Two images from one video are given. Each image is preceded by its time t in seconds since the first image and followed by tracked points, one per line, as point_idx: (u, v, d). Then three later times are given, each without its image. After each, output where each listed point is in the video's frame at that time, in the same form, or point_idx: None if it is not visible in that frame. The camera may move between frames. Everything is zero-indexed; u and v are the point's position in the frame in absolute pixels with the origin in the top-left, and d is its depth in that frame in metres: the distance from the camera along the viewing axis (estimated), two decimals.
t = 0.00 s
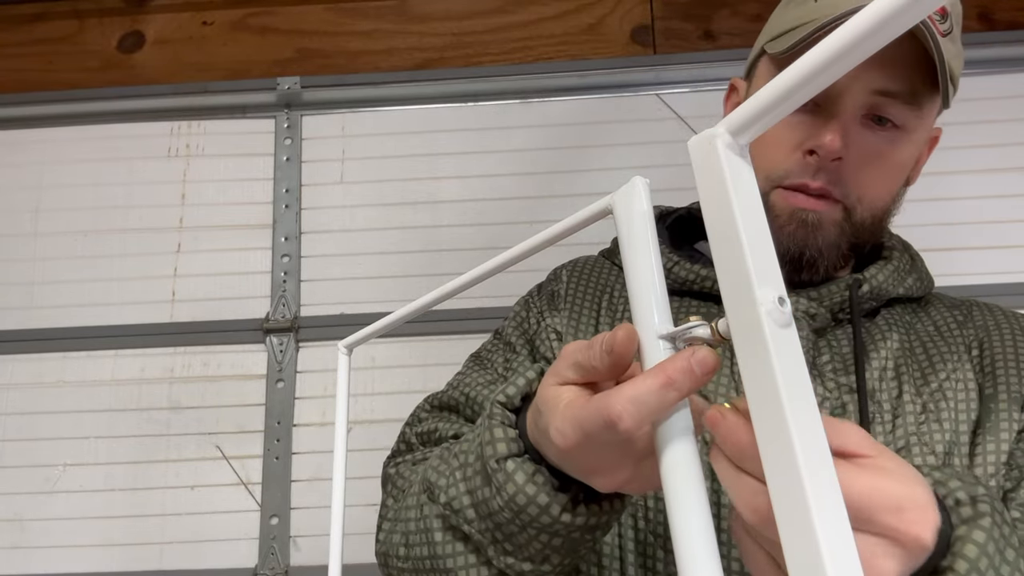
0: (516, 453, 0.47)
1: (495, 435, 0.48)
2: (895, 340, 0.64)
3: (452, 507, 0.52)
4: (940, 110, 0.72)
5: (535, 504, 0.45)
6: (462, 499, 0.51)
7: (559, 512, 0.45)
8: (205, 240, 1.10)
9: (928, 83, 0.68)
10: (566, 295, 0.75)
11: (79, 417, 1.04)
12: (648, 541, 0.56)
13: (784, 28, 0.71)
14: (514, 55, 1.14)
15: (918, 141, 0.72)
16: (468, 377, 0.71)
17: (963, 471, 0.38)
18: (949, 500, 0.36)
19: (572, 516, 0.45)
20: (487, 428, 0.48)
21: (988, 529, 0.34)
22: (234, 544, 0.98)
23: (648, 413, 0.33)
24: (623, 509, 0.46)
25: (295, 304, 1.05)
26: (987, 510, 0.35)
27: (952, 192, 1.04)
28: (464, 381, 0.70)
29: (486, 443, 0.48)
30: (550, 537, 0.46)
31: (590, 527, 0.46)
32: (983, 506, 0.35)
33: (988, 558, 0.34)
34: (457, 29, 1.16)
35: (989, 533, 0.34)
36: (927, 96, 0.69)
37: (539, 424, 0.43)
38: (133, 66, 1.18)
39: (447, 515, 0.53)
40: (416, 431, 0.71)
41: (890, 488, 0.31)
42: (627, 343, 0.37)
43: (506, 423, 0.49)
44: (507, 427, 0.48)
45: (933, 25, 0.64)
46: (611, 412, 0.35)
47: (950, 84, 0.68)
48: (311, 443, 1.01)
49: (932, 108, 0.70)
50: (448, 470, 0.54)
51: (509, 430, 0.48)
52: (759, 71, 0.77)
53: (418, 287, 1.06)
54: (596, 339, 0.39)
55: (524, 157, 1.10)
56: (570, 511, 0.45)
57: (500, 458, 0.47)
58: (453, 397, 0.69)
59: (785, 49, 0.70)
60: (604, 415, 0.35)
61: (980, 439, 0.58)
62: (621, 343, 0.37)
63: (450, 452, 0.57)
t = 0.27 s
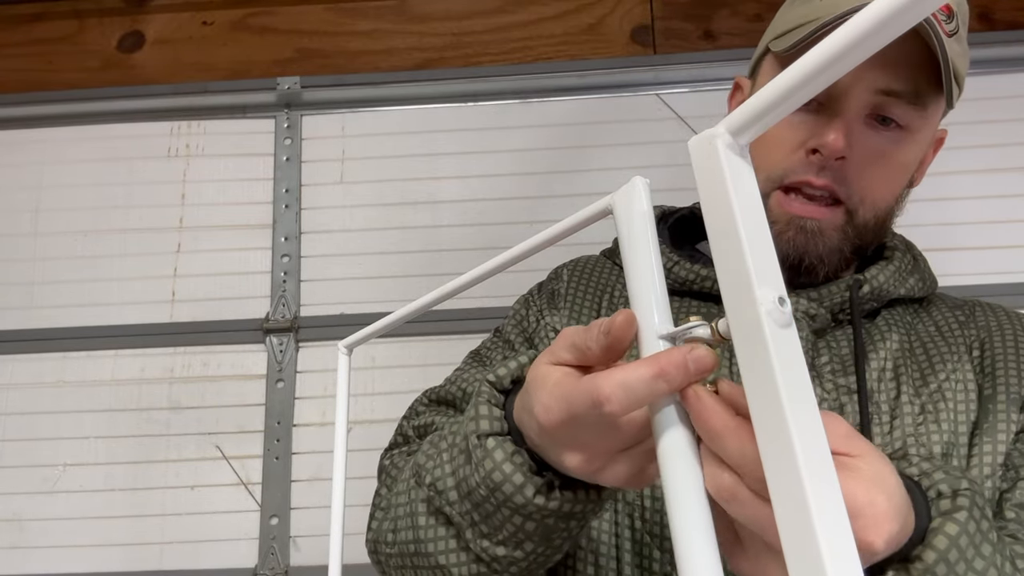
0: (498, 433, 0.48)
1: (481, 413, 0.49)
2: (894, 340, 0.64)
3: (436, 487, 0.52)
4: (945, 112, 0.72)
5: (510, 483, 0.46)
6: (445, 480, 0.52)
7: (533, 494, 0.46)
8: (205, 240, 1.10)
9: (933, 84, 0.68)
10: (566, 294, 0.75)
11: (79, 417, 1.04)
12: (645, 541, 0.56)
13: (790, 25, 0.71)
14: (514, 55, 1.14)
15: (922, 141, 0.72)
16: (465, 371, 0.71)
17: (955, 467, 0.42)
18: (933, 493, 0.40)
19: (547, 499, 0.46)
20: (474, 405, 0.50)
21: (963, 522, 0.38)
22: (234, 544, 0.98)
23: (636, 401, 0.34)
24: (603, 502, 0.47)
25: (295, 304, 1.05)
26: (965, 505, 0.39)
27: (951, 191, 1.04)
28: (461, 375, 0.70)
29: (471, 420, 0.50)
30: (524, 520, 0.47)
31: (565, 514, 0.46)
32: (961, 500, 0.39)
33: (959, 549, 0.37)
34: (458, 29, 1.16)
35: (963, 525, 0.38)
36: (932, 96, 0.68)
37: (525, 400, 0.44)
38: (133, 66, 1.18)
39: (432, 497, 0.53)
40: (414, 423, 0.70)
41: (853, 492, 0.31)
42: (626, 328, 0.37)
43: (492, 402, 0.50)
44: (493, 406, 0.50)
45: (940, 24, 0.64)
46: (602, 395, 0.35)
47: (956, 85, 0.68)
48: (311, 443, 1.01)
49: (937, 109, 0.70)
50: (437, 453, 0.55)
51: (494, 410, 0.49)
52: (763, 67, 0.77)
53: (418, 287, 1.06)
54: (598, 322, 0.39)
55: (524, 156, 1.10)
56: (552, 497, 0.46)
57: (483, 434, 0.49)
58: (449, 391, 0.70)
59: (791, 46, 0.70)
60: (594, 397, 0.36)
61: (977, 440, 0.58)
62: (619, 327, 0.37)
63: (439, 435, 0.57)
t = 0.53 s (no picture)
0: (493, 431, 0.48)
1: (477, 411, 0.50)
2: (891, 341, 0.64)
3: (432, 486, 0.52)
4: (943, 110, 0.72)
5: (503, 480, 0.46)
6: (441, 479, 0.52)
7: (526, 493, 0.45)
8: (205, 240, 1.10)
9: (931, 82, 0.68)
10: (563, 294, 0.75)
11: (79, 416, 1.04)
12: (642, 542, 0.56)
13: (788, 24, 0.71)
14: (514, 55, 1.14)
15: (920, 140, 0.72)
16: (462, 373, 0.71)
17: (950, 464, 0.42)
18: (927, 489, 0.40)
19: (540, 498, 0.45)
20: (470, 403, 0.50)
21: (953, 518, 0.38)
22: (234, 544, 0.98)
23: (633, 395, 0.34)
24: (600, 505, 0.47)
25: (295, 304, 1.05)
26: (958, 501, 0.38)
27: (951, 191, 1.04)
28: (457, 376, 0.70)
29: (467, 418, 0.50)
30: (517, 519, 0.46)
31: (559, 514, 0.46)
32: (954, 496, 0.39)
33: (949, 545, 0.37)
34: (458, 29, 1.16)
35: (954, 521, 0.38)
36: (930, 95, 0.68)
37: (521, 396, 0.44)
38: (133, 66, 1.18)
39: (428, 498, 0.53)
40: (410, 426, 0.71)
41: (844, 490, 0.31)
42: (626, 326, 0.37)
43: (489, 400, 0.50)
44: (489, 405, 0.50)
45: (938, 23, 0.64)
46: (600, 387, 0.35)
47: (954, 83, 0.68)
48: (311, 443, 1.01)
49: (934, 107, 0.70)
50: (433, 453, 0.55)
51: (490, 408, 0.50)
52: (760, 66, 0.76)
53: (418, 287, 1.06)
54: (598, 320, 0.39)
55: (525, 156, 1.10)
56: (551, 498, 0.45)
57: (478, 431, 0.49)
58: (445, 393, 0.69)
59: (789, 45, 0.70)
60: (592, 389, 0.36)
61: (973, 440, 0.58)
62: (619, 324, 0.37)
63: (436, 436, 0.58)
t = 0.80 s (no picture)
0: (489, 428, 0.48)
1: (474, 407, 0.49)
2: (890, 340, 0.64)
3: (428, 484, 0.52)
4: (940, 110, 0.72)
5: (497, 478, 0.46)
6: (438, 478, 0.52)
7: (520, 491, 0.45)
8: (205, 240, 1.10)
9: (929, 81, 0.68)
10: (561, 295, 0.75)
11: (79, 416, 1.04)
12: (640, 543, 0.56)
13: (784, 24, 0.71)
14: (514, 55, 1.14)
15: (919, 139, 0.72)
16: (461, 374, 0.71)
17: (946, 457, 0.42)
18: (921, 481, 0.39)
19: (533, 498, 0.45)
20: (467, 399, 0.50)
21: (947, 510, 0.38)
22: (234, 544, 0.98)
23: (631, 390, 0.34)
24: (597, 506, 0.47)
25: (295, 304, 1.05)
26: (951, 493, 0.38)
27: (951, 191, 1.04)
28: (455, 378, 0.70)
29: (463, 414, 0.50)
30: (510, 518, 0.46)
31: (552, 513, 0.46)
32: (948, 488, 0.39)
33: (942, 536, 0.37)
34: (457, 29, 1.16)
35: (948, 512, 0.38)
36: (928, 94, 0.69)
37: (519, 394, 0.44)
38: (133, 66, 1.18)
39: (424, 497, 0.54)
40: (408, 427, 0.70)
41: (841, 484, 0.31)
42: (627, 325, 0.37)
43: (487, 397, 0.50)
44: (486, 402, 0.50)
45: (935, 23, 0.65)
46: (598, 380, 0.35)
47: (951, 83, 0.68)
48: (311, 443, 1.01)
49: (933, 106, 0.70)
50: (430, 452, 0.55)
51: (487, 406, 0.49)
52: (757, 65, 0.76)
53: (419, 287, 1.06)
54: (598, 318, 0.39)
55: (525, 156, 1.10)
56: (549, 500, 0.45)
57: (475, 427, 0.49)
58: (443, 394, 0.69)
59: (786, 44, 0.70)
60: (590, 383, 0.36)
61: (971, 440, 0.58)
62: (620, 324, 0.37)
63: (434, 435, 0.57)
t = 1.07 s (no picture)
0: (478, 419, 0.48)
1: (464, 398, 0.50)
2: (890, 341, 0.64)
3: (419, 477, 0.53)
4: (941, 110, 0.72)
5: (482, 467, 0.46)
6: (429, 471, 0.53)
7: (504, 482, 0.45)
8: (205, 240, 1.10)
9: (930, 81, 0.68)
10: (562, 296, 0.75)
11: (79, 416, 1.04)
12: (641, 544, 0.56)
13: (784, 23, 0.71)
14: (514, 55, 1.14)
15: (920, 139, 0.72)
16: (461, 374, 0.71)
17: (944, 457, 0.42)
18: (920, 481, 0.39)
19: (518, 489, 0.45)
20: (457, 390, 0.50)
21: (946, 510, 0.37)
22: (234, 544, 0.98)
23: (617, 376, 0.34)
24: (585, 501, 0.47)
25: (295, 304, 1.05)
26: (950, 492, 0.38)
27: (952, 191, 1.04)
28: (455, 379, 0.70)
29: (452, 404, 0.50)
30: (494, 510, 0.46)
31: (537, 506, 0.46)
32: (946, 488, 0.38)
33: (941, 535, 0.37)
34: (458, 29, 1.16)
35: (946, 512, 0.37)
36: (929, 94, 0.69)
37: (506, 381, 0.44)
38: (133, 66, 1.18)
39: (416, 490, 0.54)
40: (407, 425, 0.70)
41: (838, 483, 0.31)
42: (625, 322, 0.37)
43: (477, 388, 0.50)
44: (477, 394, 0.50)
45: (935, 24, 0.65)
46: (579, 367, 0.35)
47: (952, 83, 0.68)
48: (311, 443, 1.01)
49: (934, 106, 0.70)
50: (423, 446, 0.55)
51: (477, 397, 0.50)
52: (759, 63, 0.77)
53: (418, 287, 1.06)
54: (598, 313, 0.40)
55: (525, 156, 1.10)
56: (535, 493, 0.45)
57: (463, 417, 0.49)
58: (443, 393, 0.69)
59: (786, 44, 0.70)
60: (575, 369, 0.36)
61: (972, 440, 0.58)
62: (620, 322, 0.37)
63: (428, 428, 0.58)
